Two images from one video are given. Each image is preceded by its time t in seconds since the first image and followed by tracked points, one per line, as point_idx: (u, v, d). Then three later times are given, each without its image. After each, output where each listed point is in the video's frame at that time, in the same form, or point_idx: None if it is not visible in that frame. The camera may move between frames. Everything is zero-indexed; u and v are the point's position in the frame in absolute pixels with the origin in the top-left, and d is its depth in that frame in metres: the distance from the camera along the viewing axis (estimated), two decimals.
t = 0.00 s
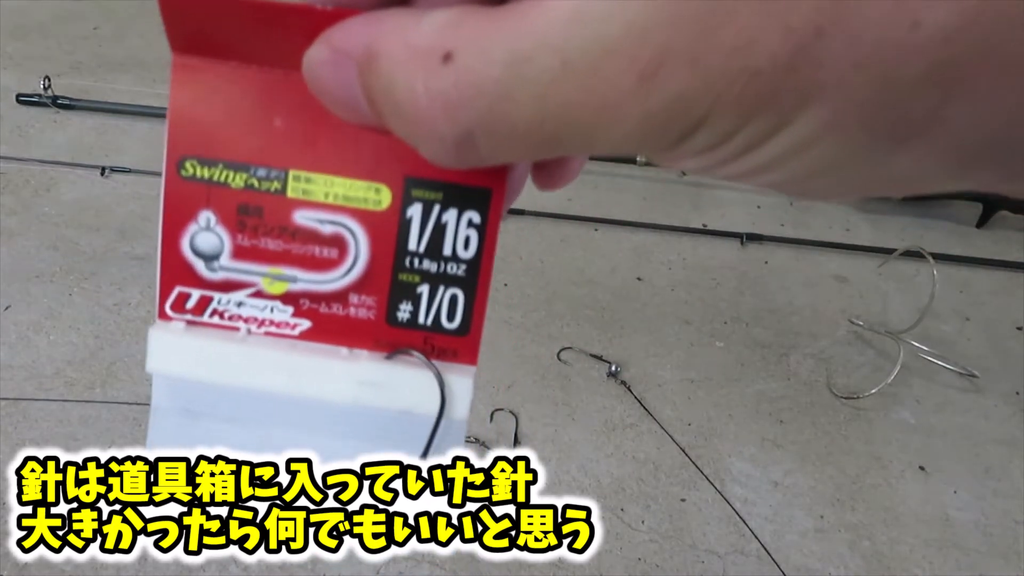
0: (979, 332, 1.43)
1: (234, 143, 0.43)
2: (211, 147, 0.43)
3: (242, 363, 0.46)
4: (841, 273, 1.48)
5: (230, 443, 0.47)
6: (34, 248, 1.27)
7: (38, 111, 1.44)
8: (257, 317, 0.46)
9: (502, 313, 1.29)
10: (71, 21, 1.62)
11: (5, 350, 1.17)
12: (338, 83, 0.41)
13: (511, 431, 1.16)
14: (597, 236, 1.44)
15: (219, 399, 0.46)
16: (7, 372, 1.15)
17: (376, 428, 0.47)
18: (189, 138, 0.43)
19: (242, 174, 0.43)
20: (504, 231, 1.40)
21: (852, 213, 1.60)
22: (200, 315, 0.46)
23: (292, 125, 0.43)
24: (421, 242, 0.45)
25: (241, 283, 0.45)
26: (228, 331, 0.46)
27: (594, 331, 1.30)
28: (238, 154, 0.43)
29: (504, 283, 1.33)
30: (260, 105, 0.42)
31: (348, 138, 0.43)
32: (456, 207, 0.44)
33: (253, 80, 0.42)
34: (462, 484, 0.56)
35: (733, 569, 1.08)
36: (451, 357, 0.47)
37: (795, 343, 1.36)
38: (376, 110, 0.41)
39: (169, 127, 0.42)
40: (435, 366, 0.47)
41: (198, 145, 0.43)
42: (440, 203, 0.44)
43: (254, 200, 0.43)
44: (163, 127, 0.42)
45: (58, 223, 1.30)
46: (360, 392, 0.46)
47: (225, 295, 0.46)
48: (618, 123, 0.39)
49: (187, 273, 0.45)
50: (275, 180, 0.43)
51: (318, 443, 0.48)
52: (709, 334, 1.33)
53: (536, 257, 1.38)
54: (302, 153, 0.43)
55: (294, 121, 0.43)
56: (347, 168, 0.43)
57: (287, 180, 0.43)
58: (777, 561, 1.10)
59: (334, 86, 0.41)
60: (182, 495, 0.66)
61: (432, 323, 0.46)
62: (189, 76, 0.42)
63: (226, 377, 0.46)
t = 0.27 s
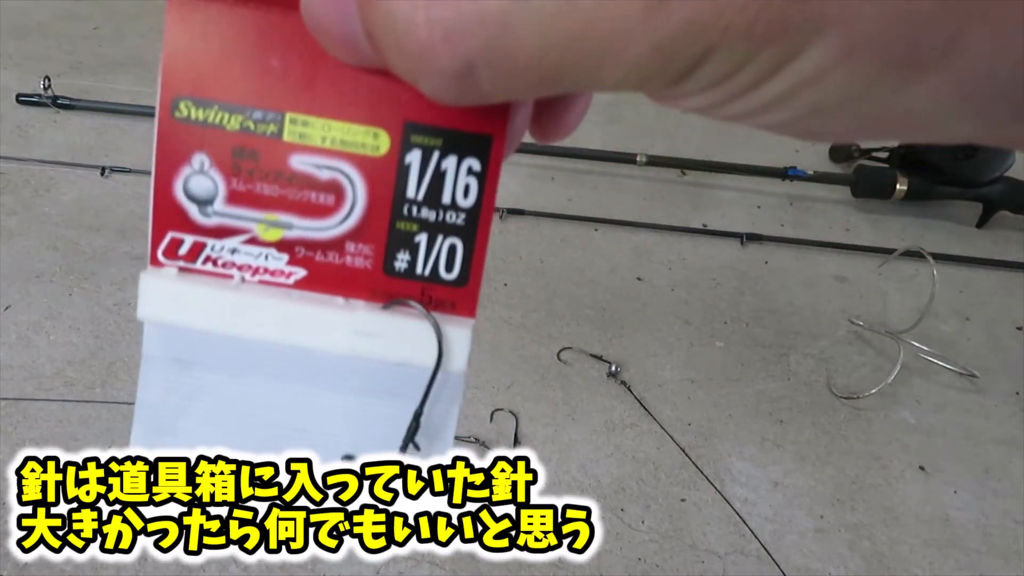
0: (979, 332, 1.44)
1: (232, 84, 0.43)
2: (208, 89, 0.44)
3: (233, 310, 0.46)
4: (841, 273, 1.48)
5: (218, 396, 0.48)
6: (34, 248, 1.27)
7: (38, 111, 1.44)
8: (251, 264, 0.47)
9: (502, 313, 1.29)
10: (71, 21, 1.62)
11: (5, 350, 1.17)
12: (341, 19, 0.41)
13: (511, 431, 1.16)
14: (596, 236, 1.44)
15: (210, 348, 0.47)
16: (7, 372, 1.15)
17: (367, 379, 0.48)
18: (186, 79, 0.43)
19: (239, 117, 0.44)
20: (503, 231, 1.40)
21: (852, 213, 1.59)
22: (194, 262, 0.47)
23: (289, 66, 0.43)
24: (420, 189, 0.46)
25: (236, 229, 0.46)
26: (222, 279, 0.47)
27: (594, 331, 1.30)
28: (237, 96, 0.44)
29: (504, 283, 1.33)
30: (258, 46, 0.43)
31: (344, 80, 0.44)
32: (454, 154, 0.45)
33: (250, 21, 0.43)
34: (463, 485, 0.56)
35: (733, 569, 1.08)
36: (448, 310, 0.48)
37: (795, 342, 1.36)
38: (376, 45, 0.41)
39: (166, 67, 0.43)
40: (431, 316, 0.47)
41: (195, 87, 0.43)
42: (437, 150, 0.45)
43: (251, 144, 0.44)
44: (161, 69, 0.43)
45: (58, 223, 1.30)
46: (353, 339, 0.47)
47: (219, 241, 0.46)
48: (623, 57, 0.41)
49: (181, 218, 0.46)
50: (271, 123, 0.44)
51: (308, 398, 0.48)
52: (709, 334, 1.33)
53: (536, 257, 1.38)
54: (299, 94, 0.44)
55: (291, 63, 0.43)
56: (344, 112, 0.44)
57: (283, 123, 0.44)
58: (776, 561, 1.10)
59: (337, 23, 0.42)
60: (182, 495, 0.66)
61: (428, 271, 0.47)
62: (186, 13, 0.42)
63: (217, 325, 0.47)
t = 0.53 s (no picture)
0: (979, 332, 1.44)
1: (214, 47, 0.42)
2: (189, 52, 0.43)
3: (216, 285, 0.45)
4: (841, 273, 1.48)
5: (199, 378, 0.47)
6: (34, 248, 1.27)
7: (38, 111, 1.44)
8: (235, 239, 0.46)
9: (503, 313, 1.29)
10: (72, 20, 1.62)
11: (6, 350, 1.17)
12: None
13: (511, 431, 1.16)
14: (596, 236, 1.44)
15: (193, 326, 0.46)
16: (7, 372, 1.15)
17: (358, 358, 0.47)
18: (166, 42, 0.43)
19: (221, 80, 0.43)
20: (503, 231, 1.40)
21: (852, 213, 1.59)
22: (175, 237, 0.46)
23: (273, 27, 0.42)
24: (413, 158, 0.45)
25: (219, 200, 0.45)
26: (205, 254, 0.46)
27: (594, 331, 1.30)
28: (219, 58, 0.43)
29: (504, 283, 1.33)
30: (240, 6, 0.42)
31: (332, 42, 0.43)
32: (447, 122, 0.44)
33: None
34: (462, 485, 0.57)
35: (733, 569, 1.09)
36: (445, 287, 0.47)
37: (795, 342, 1.36)
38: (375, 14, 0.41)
39: (145, 30, 0.42)
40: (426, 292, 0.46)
41: (175, 50, 0.43)
42: (430, 117, 0.44)
43: (235, 110, 0.43)
44: (138, 31, 0.42)
45: (58, 223, 1.31)
46: (343, 316, 0.46)
47: (202, 213, 0.45)
48: (625, 10, 0.43)
49: (162, 190, 0.45)
50: (256, 87, 0.43)
51: (295, 380, 0.47)
52: (710, 334, 1.33)
53: (536, 257, 1.38)
54: (284, 57, 0.43)
55: (274, 23, 0.42)
56: (332, 76, 0.43)
57: (269, 87, 0.43)
58: (776, 561, 1.10)
59: None
60: (181, 495, 0.66)
61: (421, 245, 0.46)
62: None
63: (200, 301, 0.46)
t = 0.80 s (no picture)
0: (979, 332, 1.44)
1: (224, 55, 0.41)
2: (197, 62, 0.41)
3: (234, 304, 0.44)
4: (841, 273, 1.48)
5: (219, 398, 0.46)
6: (34, 248, 1.27)
7: (38, 111, 1.44)
8: (252, 254, 0.44)
9: (503, 313, 1.29)
10: (72, 21, 1.62)
11: (5, 350, 1.17)
12: None
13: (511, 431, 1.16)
14: (596, 236, 1.44)
15: (212, 346, 0.45)
16: (7, 372, 1.15)
17: (384, 375, 0.46)
18: (171, 50, 0.41)
19: (233, 91, 0.41)
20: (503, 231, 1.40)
21: (852, 212, 1.59)
22: (189, 254, 0.44)
23: (284, 33, 0.41)
24: (433, 166, 0.44)
25: (236, 216, 0.44)
26: (222, 271, 0.45)
27: (594, 330, 1.30)
28: (229, 67, 0.41)
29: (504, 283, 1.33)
30: (249, 11, 0.40)
31: (346, 46, 0.41)
32: (468, 127, 0.43)
33: None
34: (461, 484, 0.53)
35: (733, 569, 1.09)
36: (470, 297, 0.46)
37: (795, 342, 1.36)
38: None
39: (151, 39, 0.41)
40: (451, 302, 0.45)
41: (180, 60, 0.41)
42: (450, 122, 0.43)
43: (248, 121, 0.42)
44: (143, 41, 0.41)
45: (58, 223, 1.31)
46: (367, 331, 0.45)
47: (216, 230, 0.44)
48: None
49: (176, 206, 0.43)
50: (270, 96, 0.42)
51: (320, 401, 0.47)
52: (709, 334, 1.33)
53: (536, 257, 1.38)
54: (297, 64, 0.41)
55: (286, 28, 0.41)
56: (348, 84, 0.41)
57: (282, 97, 0.42)
58: (776, 561, 1.10)
59: None
60: (181, 495, 0.65)
61: (444, 254, 0.45)
62: None
63: (216, 321, 0.45)
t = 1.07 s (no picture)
0: (979, 332, 1.44)
1: (242, 74, 0.42)
2: (214, 80, 0.42)
3: (257, 324, 0.45)
4: (841, 274, 1.48)
5: (242, 421, 0.47)
6: (34, 248, 1.27)
7: (38, 111, 1.44)
8: (275, 275, 0.45)
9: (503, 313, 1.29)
10: (72, 20, 1.62)
11: (5, 350, 1.17)
12: None
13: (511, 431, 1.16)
14: (596, 236, 1.43)
15: (236, 370, 0.46)
16: (7, 372, 1.15)
17: (411, 395, 0.47)
18: (190, 69, 0.42)
19: (253, 108, 0.42)
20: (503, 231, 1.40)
21: (853, 213, 1.59)
22: (210, 276, 0.45)
23: (303, 48, 0.42)
24: (458, 180, 0.45)
25: (258, 236, 0.44)
26: (244, 293, 0.45)
27: (594, 330, 1.30)
28: (249, 85, 0.42)
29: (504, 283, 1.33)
30: (265, 29, 0.41)
31: (363, 62, 0.42)
32: (492, 139, 0.44)
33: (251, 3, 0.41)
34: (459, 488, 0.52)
35: (733, 569, 1.08)
36: (498, 313, 0.47)
37: (795, 343, 1.36)
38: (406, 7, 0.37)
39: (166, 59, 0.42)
40: (480, 320, 0.46)
41: (199, 79, 0.42)
42: (473, 135, 0.44)
43: (267, 138, 0.43)
44: (163, 62, 0.42)
45: (58, 223, 1.31)
46: (394, 350, 0.46)
47: (237, 251, 0.45)
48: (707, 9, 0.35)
49: (197, 228, 0.44)
50: (290, 113, 0.43)
51: (344, 423, 0.47)
52: (709, 334, 1.33)
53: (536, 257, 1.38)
54: (316, 80, 0.42)
55: (305, 44, 0.42)
56: (368, 98, 0.42)
57: (303, 113, 0.43)
58: (776, 561, 1.10)
59: None
60: (181, 496, 0.65)
61: (471, 270, 0.46)
62: None
63: (240, 344, 0.45)
